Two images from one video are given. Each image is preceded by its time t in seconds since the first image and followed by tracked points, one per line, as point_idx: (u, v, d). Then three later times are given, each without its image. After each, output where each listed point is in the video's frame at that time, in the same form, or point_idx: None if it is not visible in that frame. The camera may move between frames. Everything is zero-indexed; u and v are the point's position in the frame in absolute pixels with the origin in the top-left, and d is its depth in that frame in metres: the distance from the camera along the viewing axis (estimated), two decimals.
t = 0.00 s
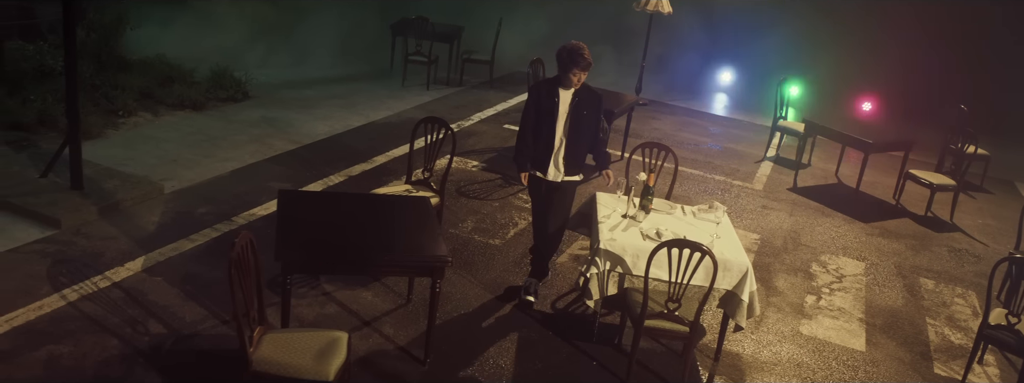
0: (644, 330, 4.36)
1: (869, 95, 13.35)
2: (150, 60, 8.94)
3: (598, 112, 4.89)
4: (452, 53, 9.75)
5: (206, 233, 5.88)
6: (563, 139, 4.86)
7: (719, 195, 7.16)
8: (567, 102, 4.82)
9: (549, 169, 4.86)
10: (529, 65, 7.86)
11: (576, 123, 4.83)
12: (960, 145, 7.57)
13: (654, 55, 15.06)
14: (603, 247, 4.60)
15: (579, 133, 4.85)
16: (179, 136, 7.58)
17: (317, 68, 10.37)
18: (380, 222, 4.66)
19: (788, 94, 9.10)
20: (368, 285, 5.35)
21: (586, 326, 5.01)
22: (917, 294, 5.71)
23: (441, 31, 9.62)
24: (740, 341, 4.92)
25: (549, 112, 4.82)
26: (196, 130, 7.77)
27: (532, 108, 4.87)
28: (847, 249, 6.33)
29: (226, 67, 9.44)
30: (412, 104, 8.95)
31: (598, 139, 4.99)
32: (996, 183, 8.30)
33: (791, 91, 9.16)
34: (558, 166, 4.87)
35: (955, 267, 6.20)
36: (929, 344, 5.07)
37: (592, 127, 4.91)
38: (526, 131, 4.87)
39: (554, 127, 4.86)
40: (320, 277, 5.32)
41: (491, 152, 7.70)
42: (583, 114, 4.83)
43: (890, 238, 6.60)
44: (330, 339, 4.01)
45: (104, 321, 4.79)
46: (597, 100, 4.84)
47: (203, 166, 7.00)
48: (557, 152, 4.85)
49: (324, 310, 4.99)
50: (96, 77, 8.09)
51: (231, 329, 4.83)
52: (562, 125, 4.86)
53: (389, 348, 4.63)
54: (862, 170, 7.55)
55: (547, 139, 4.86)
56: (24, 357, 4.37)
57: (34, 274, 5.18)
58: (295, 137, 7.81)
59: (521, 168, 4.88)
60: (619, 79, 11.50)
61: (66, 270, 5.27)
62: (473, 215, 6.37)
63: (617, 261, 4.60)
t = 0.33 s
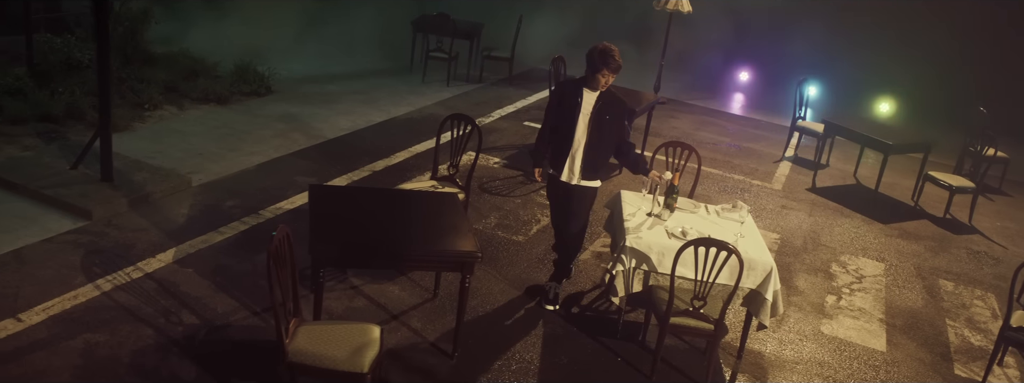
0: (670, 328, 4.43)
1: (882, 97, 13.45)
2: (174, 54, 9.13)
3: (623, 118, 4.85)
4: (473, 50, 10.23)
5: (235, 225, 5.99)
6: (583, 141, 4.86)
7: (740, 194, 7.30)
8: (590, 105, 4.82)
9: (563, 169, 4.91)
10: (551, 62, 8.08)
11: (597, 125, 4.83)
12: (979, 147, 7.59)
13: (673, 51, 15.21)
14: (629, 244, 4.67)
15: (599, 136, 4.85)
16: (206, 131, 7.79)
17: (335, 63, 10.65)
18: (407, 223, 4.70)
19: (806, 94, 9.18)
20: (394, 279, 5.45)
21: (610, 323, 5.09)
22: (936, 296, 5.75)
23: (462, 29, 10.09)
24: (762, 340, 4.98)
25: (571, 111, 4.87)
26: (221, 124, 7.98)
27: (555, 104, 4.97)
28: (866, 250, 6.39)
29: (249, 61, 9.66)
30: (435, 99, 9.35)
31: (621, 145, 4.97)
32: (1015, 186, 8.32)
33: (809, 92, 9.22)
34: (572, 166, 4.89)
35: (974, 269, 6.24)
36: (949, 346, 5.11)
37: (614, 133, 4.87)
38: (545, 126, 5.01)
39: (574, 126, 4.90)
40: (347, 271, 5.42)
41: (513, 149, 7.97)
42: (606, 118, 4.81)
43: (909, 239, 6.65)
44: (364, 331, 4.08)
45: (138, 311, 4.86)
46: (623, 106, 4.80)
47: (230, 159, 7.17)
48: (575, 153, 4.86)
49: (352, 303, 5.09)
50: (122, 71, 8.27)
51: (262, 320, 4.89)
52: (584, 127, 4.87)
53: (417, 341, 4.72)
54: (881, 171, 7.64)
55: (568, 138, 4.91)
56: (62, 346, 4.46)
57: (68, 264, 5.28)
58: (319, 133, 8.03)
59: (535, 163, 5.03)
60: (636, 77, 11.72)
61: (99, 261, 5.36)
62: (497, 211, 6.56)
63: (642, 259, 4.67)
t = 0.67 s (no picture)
0: (690, 327, 4.49)
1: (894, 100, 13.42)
2: (192, 52, 9.30)
3: (643, 120, 4.92)
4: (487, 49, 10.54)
5: (257, 222, 6.07)
6: (604, 144, 4.91)
7: (754, 196, 7.40)
8: (611, 107, 4.87)
9: (584, 174, 4.95)
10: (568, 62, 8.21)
11: (619, 128, 4.88)
12: (991, 151, 7.62)
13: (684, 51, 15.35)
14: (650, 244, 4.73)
15: (620, 139, 4.91)
16: (225, 128, 7.95)
17: (349, 62, 10.89)
18: (430, 221, 4.77)
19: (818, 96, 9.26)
20: (416, 276, 5.53)
21: (630, 322, 5.16)
22: (951, 299, 5.78)
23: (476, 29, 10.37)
24: (780, 340, 5.05)
25: (591, 114, 4.92)
26: (241, 122, 8.15)
27: (575, 107, 5.02)
28: (880, 252, 6.45)
29: (267, 59, 9.85)
30: (450, 99, 9.69)
31: (643, 146, 4.99)
32: None
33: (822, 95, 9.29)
34: (593, 170, 4.94)
35: (988, 272, 6.29)
36: (965, 348, 5.14)
37: (635, 136, 4.93)
38: (563, 129, 5.07)
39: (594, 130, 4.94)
40: (369, 268, 5.49)
41: (528, 149, 8.21)
42: (628, 122, 4.86)
43: (922, 242, 6.70)
44: (391, 328, 4.15)
45: (164, 305, 4.90)
46: (643, 109, 4.86)
47: (251, 157, 7.31)
48: (596, 157, 4.91)
49: (375, 300, 5.16)
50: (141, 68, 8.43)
51: (287, 316, 4.95)
52: (605, 130, 4.91)
53: (440, 339, 4.79)
54: (894, 174, 7.70)
55: (588, 140, 4.95)
56: (91, 340, 4.51)
57: (94, 259, 5.32)
58: (337, 132, 8.24)
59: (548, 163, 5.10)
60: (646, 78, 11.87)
61: (124, 255, 5.40)
62: (514, 211, 6.70)
63: (663, 259, 4.74)
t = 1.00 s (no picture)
0: (705, 326, 4.55)
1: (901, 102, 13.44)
2: (203, 51, 9.40)
3: (656, 123, 5.00)
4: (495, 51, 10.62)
5: (273, 221, 6.14)
6: (621, 149, 4.96)
7: (761, 197, 7.47)
8: (626, 112, 4.93)
9: (602, 179, 5.00)
10: (577, 64, 8.29)
11: (634, 132, 4.95)
12: (997, 154, 7.70)
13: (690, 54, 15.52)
14: (665, 244, 4.79)
15: (635, 143, 4.98)
16: (238, 127, 8.00)
17: (360, 62, 11.01)
18: (449, 220, 4.84)
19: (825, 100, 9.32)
20: (431, 276, 5.59)
21: (644, 323, 5.23)
22: (959, 301, 5.85)
23: (484, 30, 10.46)
24: (792, 340, 5.11)
25: (607, 119, 4.95)
26: (253, 122, 8.20)
27: (589, 111, 5.03)
28: (889, 255, 6.52)
29: (277, 60, 9.95)
30: (459, 100, 9.78)
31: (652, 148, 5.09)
32: None
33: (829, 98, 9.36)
34: (610, 176, 4.99)
35: (995, 275, 6.36)
36: (974, 349, 5.21)
37: (649, 139, 5.02)
38: (580, 134, 5.06)
39: (610, 134, 4.98)
40: (385, 266, 5.56)
41: (538, 150, 8.28)
42: (642, 125, 4.94)
43: (930, 244, 6.77)
44: (413, 325, 4.19)
45: (184, 302, 4.95)
46: (656, 112, 4.94)
47: (264, 156, 7.37)
48: (613, 162, 4.95)
49: (392, 298, 5.22)
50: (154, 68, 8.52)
51: (305, 314, 5.00)
52: (621, 134, 4.97)
53: (457, 337, 4.85)
54: (901, 177, 7.78)
55: (605, 145, 4.97)
56: (113, 336, 4.55)
57: (114, 256, 5.37)
58: (348, 132, 8.30)
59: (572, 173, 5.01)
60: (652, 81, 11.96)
61: (143, 253, 5.45)
62: (526, 211, 6.77)
63: (678, 259, 4.80)
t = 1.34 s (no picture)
0: (717, 325, 4.61)
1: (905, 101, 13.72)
2: (209, 52, 9.45)
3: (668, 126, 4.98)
4: (499, 52, 10.68)
5: (284, 220, 6.17)
6: (631, 150, 4.99)
7: (766, 199, 7.54)
8: (637, 114, 4.95)
9: (610, 181, 5.02)
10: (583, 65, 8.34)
11: (644, 135, 4.96)
12: (999, 157, 7.79)
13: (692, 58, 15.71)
14: (677, 244, 4.84)
15: (646, 146, 4.97)
16: (246, 127, 8.03)
17: (365, 64, 11.08)
18: (463, 219, 4.87)
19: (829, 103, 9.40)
20: (443, 275, 5.64)
21: (654, 323, 5.28)
22: (964, 301, 5.93)
23: (488, 31, 10.53)
24: (801, 340, 5.17)
25: (618, 121, 4.97)
26: (260, 122, 8.24)
27: (600, 114, 5.05)
28: (894, 256, 6.60)
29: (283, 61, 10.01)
30: (463, 101, 9.84)
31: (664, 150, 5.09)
32: None
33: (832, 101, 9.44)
34: (619, 178, 5.01)
35: (999, 276, 6.44)
36: (980, 349, 5.28)
37: (661, 142, 4.98)
38: (591, 136, 5.10)
39: (621, 136, 5.00)
40: (397, 266, 5.60)
41: (544, 151, 8.34)
42: (652, 129, 4.95)
43: (933, 246, 6.86)
44: (430, 323, 4.23)
45: (199, 300, 4.99)
46: (667, 115, 4.94)
47: (272, 156, 7.41)
48: (621, 164, 4.98)
49: (405, 297, 5.27)
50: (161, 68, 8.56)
51: (320, 312, 5.04)
52: (631, 136, 5.00)
53: (471, 336, 4.89)
54: (904, 178, 7.86)
55: (615, 147, 4.99)
56: (131, 333, 4.57)
57: (128, 255, 5.40)
58: (354, 132, 8.34)
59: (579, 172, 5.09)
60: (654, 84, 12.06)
61: (156, 252, 5.48)
62: (535, 211, 6.83)
63: (689, 258, 4.85)
